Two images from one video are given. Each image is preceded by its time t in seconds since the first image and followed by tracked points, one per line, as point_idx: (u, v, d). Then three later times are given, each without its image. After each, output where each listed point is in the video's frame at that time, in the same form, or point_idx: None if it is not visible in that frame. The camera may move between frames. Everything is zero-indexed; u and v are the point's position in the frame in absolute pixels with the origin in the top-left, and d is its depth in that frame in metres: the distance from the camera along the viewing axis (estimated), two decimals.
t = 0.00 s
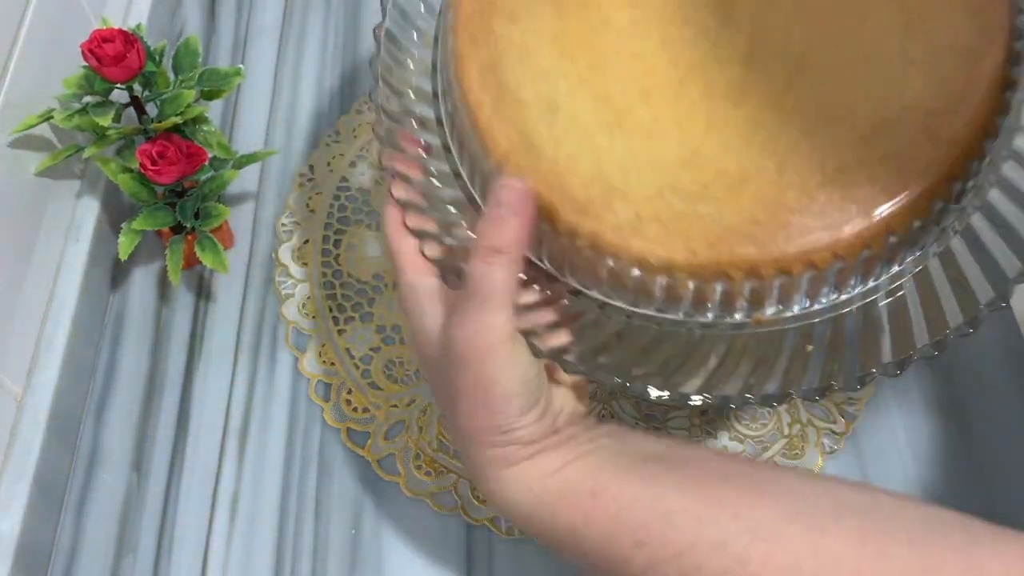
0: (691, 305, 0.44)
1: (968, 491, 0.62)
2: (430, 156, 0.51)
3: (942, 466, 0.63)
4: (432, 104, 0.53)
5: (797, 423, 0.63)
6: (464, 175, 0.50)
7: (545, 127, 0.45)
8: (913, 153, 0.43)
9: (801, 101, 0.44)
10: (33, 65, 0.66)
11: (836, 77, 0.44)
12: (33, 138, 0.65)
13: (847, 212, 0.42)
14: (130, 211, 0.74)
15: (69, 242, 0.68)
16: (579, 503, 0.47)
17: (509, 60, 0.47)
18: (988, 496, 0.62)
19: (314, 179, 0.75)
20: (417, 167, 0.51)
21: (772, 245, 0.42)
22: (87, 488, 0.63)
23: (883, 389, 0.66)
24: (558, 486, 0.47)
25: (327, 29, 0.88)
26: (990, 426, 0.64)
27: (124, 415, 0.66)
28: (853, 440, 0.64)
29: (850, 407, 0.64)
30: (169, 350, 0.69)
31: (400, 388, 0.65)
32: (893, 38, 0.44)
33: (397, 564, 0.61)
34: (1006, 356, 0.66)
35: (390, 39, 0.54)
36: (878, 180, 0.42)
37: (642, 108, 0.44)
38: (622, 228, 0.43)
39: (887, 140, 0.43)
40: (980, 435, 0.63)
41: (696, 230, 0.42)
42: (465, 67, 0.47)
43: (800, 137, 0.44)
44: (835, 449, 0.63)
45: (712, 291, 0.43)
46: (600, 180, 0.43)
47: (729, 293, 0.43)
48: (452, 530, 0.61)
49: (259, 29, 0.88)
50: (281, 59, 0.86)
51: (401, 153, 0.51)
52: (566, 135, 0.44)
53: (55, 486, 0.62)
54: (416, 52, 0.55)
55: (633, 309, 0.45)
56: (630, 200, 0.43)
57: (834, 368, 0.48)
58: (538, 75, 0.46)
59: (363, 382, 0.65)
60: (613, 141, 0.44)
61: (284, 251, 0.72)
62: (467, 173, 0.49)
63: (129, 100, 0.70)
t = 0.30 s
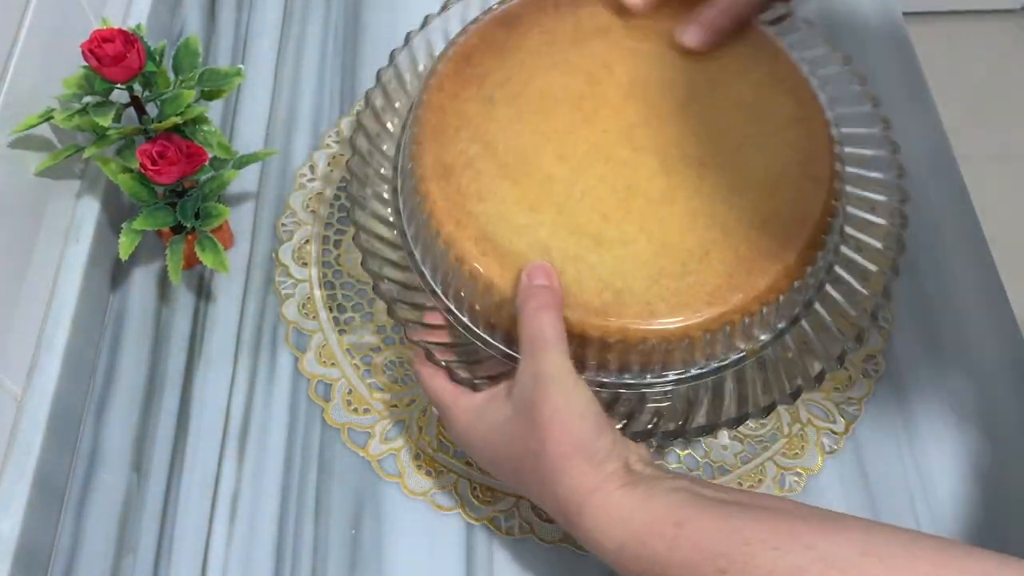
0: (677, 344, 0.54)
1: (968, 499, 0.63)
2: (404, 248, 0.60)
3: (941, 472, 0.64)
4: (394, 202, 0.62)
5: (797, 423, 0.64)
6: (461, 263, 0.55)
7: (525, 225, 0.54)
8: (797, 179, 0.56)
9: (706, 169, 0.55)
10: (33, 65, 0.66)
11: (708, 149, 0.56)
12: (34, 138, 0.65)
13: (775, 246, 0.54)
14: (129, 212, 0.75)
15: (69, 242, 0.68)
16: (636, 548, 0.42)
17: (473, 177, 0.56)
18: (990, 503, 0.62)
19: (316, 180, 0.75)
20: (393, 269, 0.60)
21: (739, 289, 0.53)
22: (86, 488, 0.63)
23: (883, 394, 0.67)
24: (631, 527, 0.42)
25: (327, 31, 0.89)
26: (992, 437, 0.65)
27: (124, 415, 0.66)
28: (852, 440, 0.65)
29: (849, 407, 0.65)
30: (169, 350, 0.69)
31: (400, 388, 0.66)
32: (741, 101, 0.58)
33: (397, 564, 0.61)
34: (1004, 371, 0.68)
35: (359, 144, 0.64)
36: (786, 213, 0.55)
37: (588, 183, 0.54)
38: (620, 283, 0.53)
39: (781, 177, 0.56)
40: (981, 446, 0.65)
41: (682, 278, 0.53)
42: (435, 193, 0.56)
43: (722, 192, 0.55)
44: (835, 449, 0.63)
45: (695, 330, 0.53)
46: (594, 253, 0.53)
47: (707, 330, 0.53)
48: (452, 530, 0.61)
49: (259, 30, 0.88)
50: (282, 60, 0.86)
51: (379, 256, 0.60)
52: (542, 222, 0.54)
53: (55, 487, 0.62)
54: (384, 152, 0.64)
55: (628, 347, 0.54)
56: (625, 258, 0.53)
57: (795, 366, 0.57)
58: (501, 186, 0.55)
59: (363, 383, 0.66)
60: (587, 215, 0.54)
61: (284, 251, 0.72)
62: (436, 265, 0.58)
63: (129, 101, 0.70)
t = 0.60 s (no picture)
0: (690, 337, 0.56)
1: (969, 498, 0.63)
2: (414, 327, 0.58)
3: (942, 472, 0.64)
4: (383, 284, 0.59)
5: (797, 423, 0.64)
6: (482, 316, 0.55)
7: (530, 263, 0.54)
8: (745, 165, 0.60)
9: (662, 173, 0.58)
10: (34, 66, 0.66)
11: (659, 154, 0.59)
12: (34, 138, 0.65)
13: (748, 230, 0.58)
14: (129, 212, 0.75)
15: (70, 243, 0.69)
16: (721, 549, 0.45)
17: (465, 230, 0.56)
18: (990, 502, 0.62)
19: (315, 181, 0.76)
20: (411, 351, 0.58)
21: (735, 276, 0.57)
22: (87, 488, 0.63)
23: (883, 394, 0.67)
24: (732, 525, 0.45)
25: (327, 30, 0.89)
26: (991, 436, 0.65)
27: (125, 415, 0.66)
28: (852, 440, 0.65)
29: (849, 406, 0.65)
30: (169, 350, 0.69)
31: (400, 388, 0.66)
32: (671, 107, 0.62)
33: (398, 564, 0.61)
34: (1003, 370, 0.68)
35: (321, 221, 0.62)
36: (747, 198, 0.59)
37: (571, 213, 0.56)
38: (633, 293, 0.55)
39: (735, 166, 0.60)
40: (982, 445, 0.65)
41: (684, 276, 0.56)
42: (435, 257, 0.55)
43: (687, 192, 0.58)
44: (834, 449, 0.63)
45: (702, 322, 0.56)
46: (601, 273, 0.54)
47: (717, 320, 0.56)
48: (453, 530, 0.62)
49: (259, 30, 0.88)
50: (281, 60, 0.86)
51: (397, 344, 0.58)
52: (544, 255, 0.54)
53: (55, 487, 0.62)
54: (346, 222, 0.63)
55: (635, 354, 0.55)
56: (631, 271, 0.55)
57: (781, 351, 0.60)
58: (495, 232, 0.55)
59: (363, 383, 0.66)
60: (582, 241, 0.55)
61: (285, 251, 0.73)
62: (456, 329, 0.57)
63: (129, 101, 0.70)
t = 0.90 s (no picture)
0: (702, 315, 0.58)
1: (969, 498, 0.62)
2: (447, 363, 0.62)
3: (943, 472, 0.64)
4: (413, 334, 0.63)
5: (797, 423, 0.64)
6: (504, 336, 0.58)
7: (538, 278, 0.57)
8: (722, 149, 0.63)
9: (646, 174, 0.61)
10: (34, 66, 0.66)
11: (639, 157, 0.62)
12: (34, 139, 0.65)
13: (738, 205, 0.61)
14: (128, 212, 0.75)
15: (70, 243, 0.69)
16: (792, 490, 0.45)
17: (472, 263, 0.59)
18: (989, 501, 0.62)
19: (315, 180, 0.76)
20: (449, 391, 0.61)
21: (733, 252, 0.59)
22: (87, 488, 0.63)
23: (883, 394, 0.67)
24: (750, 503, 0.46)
25: (327, 31, 0.89)
26: (992, 436, 0.65)
27: (125, 415, 0.66)
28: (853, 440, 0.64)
29: (849, 406, 0.65)
30: (169, 350, 0.70)
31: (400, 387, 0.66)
32: (644, 113, 0.65)
33: (398, 564, 0.60)
34: (1004, 369, 0.68)
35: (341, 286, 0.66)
36: (729, 177, 0.62)
37: (568, 226, 0.58)
38: (639, 285, 0.57)
39: (714, 152, 0.63)
40: (982, 445, 0.64)
41: (683, 261, 0.58)
42: (450, 293, 0.59)
43: (675, 183, 0.60)
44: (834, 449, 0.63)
45: (708, 302, 0.58)
46: (605, 273, 0.57)
47: (723, 295, 0.58)
48: (453, 530, 0.61)
49: (259, 31, 0.88)
50: (281, 60, 0.86)
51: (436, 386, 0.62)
52: (549, 270, 0.57)
53: (55, 487, 0.62)
54: (356, 276, 0.67)
55: (648, 344, 0.57)
56: (632, 264, 0.57)
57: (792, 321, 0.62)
58: (500, 259, 0.58)
59: (363, 383, 0.66)
60: (583, 249, 0.57)
61: (284, 252, 0.73)
62: (487, 358, 0.60)
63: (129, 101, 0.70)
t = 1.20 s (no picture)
0: (686, 331, 0.63)
1: (969, 500, 0.62)
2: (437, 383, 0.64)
3: (942, 474, 0.64)
4: (403, 353, 0.65)
5: (797, 423, 0.64)
6: (499, 359, 0.61)
7: (529, 301, 0.61)
8: (698, 162, 0.68)
9: (627, 190, 0.66)
10: (34, 66, 0.66)
11: (617, 173, 0.67)
12: (35, 138, 0.65)
13: (714, 219, 0.66)
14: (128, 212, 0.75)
15: (70, 243, 0.69)
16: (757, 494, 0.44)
17: (463, 286, 0.63)
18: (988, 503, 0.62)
19: (315, 181, 0.76)
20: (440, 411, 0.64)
21: (715, 265, 0.64)
22: (87, 488, 0.63)
23: (883, 394, 0.67)
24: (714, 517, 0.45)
25: (327, 31, 0.89)
26: (992, 437, 0.65)
27: (125, 415, 0.66)
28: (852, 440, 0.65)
29: (849, 406, 0.65)
30: (170, 350, 0.70)
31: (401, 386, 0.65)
32: (618, 125, 0.70)
33: (398, 563, 0.61)
34: (1004, 370, 0.68)
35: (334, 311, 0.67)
36: (705, 191, 0.67)
37: (554, 247, 0.63)
38: (628, 304, 0.62)
39: (688, 165, 0.68)
40: (981, 445, 0.65)
41: (666, 278, 0.63)
42: (442, 316, 0.62)
43: (653, 200, 0.66)
44: (834, 449, 0.63)
45: (691, 317, 0.62)
46: (593, 293, 0.61)
47: (705, 308, 0.63)
48: (453, 531, 0.62)
49: (259, 31, 0.88)
50: (281, 60, 0.86)
51: (424, 406, 0.64)
52: (540, 291, 0.61)
53: (55, 487, 0.62)
54: (346, 289, 0.68)
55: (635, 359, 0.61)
56: (618, 283, 0.62)
57: (768, 332, 0.66)
58: (491, 281, 0.62)
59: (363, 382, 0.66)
60: (571, 269, 0.62)
61: (284, 252, 0.73)
62: (478, 377, 0.63)
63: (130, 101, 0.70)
